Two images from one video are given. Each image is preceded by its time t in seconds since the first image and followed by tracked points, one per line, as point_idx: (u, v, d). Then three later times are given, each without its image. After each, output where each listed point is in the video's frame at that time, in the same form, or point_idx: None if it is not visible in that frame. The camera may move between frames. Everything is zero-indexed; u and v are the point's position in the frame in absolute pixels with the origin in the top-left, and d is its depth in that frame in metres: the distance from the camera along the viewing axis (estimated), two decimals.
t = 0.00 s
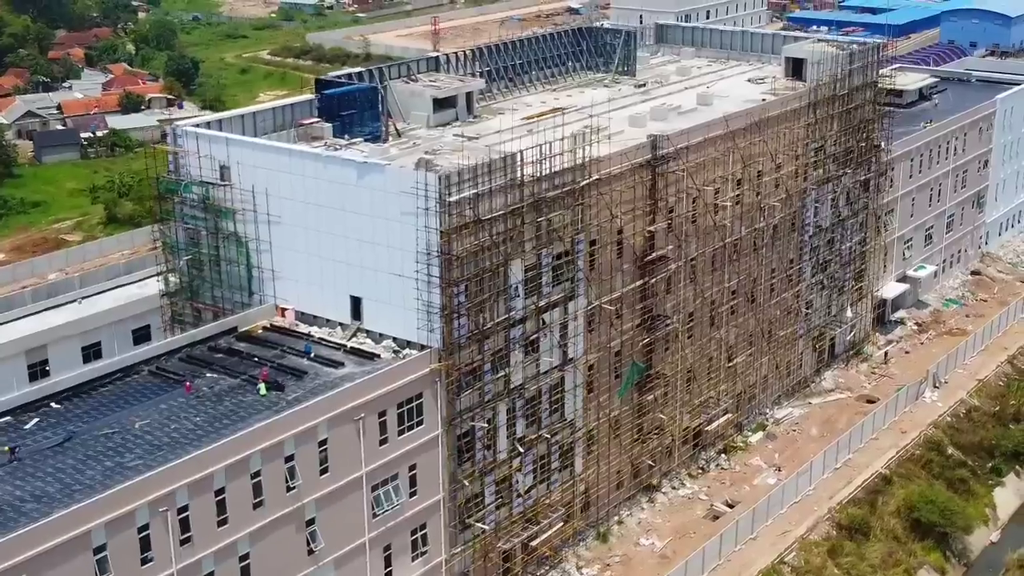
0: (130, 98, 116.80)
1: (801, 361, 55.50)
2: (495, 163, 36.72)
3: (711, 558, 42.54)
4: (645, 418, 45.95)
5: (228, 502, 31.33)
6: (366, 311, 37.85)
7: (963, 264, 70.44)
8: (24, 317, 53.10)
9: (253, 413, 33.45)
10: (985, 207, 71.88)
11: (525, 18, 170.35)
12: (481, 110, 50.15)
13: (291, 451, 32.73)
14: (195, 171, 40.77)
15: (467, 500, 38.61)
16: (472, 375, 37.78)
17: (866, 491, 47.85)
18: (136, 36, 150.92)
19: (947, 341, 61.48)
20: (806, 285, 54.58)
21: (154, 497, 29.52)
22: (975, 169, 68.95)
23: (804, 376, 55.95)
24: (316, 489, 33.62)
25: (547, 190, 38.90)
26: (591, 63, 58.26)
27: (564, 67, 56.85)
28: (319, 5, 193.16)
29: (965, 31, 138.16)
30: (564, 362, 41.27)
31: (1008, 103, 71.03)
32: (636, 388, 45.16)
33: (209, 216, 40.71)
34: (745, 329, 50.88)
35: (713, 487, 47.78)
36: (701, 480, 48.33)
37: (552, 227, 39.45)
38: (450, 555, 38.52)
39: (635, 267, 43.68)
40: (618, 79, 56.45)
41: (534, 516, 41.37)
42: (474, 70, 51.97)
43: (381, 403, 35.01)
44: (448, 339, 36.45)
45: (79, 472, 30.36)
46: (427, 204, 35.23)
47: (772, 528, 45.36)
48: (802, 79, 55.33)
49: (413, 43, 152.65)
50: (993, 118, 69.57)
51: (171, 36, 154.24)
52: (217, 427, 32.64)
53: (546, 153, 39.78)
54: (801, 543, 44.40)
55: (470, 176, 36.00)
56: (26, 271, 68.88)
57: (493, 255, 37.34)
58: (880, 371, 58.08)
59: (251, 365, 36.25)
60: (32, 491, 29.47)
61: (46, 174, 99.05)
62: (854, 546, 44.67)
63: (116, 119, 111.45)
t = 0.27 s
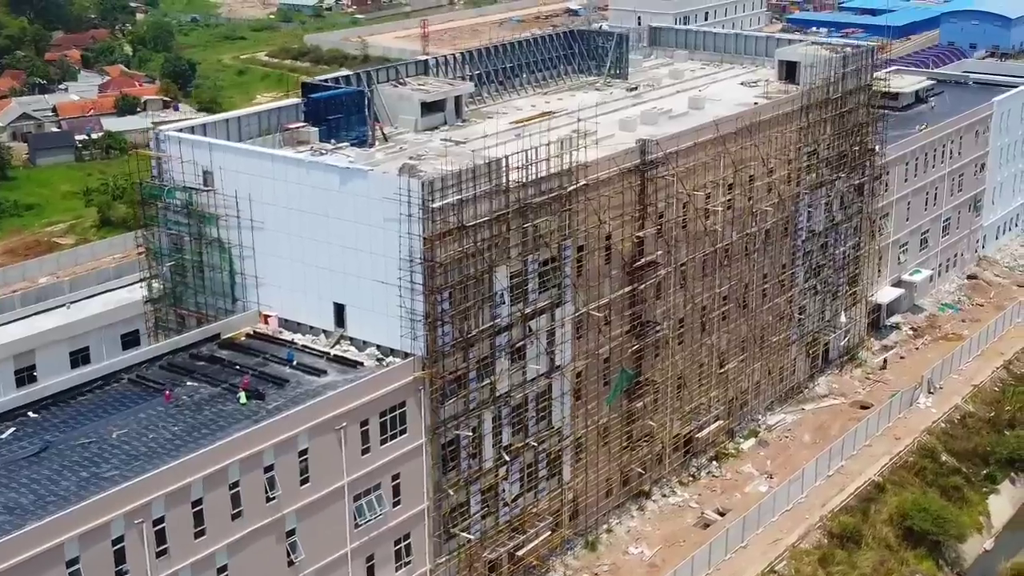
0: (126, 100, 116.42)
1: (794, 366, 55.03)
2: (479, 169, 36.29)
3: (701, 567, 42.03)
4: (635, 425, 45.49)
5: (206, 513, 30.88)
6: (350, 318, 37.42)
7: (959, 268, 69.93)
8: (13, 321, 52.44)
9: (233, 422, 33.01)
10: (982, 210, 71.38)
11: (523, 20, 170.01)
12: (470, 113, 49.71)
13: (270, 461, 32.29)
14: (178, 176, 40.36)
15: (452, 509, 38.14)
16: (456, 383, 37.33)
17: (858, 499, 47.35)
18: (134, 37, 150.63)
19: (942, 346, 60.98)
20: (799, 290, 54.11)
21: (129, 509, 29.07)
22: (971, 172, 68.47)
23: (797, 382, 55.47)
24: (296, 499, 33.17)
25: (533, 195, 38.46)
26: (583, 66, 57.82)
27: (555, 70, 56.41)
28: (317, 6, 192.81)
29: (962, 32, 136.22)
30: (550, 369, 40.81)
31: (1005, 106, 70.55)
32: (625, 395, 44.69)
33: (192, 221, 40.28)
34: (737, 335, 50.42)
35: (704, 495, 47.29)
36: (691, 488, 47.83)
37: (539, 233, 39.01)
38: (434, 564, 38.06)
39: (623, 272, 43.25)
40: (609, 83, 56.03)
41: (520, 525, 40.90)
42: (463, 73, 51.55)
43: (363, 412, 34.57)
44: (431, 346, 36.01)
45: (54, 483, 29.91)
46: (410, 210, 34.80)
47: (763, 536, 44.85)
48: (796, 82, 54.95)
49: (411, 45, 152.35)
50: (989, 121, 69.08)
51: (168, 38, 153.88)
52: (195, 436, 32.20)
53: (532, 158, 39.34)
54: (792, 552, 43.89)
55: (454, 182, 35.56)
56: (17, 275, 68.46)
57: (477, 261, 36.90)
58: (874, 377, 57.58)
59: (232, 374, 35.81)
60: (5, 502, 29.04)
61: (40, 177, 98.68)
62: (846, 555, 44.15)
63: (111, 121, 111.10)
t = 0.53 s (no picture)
0: (121, 101, 116.02)
1: (786, 371, 54.56)
2: (462, 174, 35.91)
3: None
4: (623, 432, 45.05)
5: (181, 523, 30.47)
6: (332, 325, 37.00)
7: (955, 271, 69.47)
8: None
9: (210, 431, 32.60)
10: (978, 214, 70.92)
11: (522, 21, 169.63)
12: (458, 117, 49.28)
13: (248, 470, 31.88)
14: (160, 181, 39.97)
15: (435, 517, 37.71)
16: (439, 391, 36.90)
17: (849, 506, 46.87)
18: (131, 39, 150.41)
19: (936, 351, 60.51)
20: (790, 295, 53.66)
21: (102, 520, 28.66)
22: (966, 175, 68.02)
23: (789, 388, 55.01)
24: (275, 509, 32.77)
25: (517, 201, 38.05)
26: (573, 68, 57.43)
27: (545, 73, 56.00)
28: (316, 6, 192.43)
29: (964, 32, 136.32)
30: (536, 376, 40.39)
31: (1000, 108, 70.10)
32: (612, 401, 44.24)
33: (173, 226, 39.88)
34: (727, 340, 49.97)
35: (693, 502, 46.83)
36: (680, 495, 47.39)
37: (523, 238, 38.60)
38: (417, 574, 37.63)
39: (610, 278, 42.82)
40: (600, 85, 55.59)
41: (505, 533, 40.46)
42: (451, 76, 51.15)
43: (342, 420, 34.16)
44: (413, 354, 35.57)
45: (26, 493, 29.51)
46: (391, 216, 34.37)
47: (752, 544, 44.40)
48: (787, 86, 54.57)
49: (409, 46, 152.04)
50: (985, 123, 68.63)
51: (165, 39, 153.60)
52: (172, 445, 31.78)
53: (517, 163, 38.93)
54: (781, 560, 43.41)
55: (435, 188, 35.16)
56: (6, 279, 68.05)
57: (460, 268, 36.48)
58: (867, 382, 57.11)
59: (212, 381, 35.40)
60: None
61: (34, 179, 98.36)
62: (835, 563, 43.67)
63: (106, 122, 110.78)
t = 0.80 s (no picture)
0: (115, 103, 115.65)
1: (776, 376, 54.14)
2: (443, 179, 35.51)
3: None
4: (609, 438, 44.64)
5: (155, 533, 30.08)
6: (311, 331, 36.62)
7: (949, 275, 69.03)
8: None
9: (185, 439, 32.21)
10: (972, 217, 70.48)
11: (519, 22, 169.31)
12: (444, 120, 48.91)
13: (223, 479, 31.49)
14: (139, 185, 39.59)
15: (416, 526, 37.31)
16: (419, 398, 36.50)
17: (838, 513, 46.44)
18: (127, 40, 150.14)
19: (929, 355, 60.08)
20: (781, 300, 53.23)
21: (72, 531, 28.27)
22: (960, 178, 67.58)
23: (780, 393, 54.58)
24: (251, 518, 32.38)
25: (499, 206, 37.65)
26: (563, 71, 57.02)
27: (534, 76, 55.59)
28: (314, 7, 192.13)
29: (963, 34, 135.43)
30: (519, 382, 39.99)
31: (995, 111, 69.65)
32: (598, 407, 43.82)
33: (153, 231, 39.50)
34: (716, 345, 49.56)
35: (680, 509, 46.42)
36: (668, 501, 46.98)
37: (506, 244, 38.20)
38: None
39: (595, 283, 42.42)
40: (589, 88, 55.15)
41: (489, 541, 40.06)
42: (438, 79, 50.78)
43: (320, 428, 33.77)
44: (393, 361, 35.18)
45: None
46: (370, 221, 33.99)
47: (739, 552, 43.99)
48: (778, 88, 54.18)
49: (406, 47, 151.70)
50: (979, 126, 68.19)
51: (162, 40, 153.28)
52: (146, 454, 31.40)
53: (499, 167, 38.54)
54: (768, 567, 42.99)
55: (415, 193, 34.77)
56: None
57: (440, 274, 36.09)
58: (858, 387, 56.67)
59: (189, 389, 35.02)
60: None
61: (27, 181, 98.05)
62: (823, 571, 43.24)
63: (100, 124, 110.45)
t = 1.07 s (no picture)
0: (109, 104, 115.30)
1: (765, 381, 53.74)
2: (421, 183, 35.15)
3: None
4: (594, 444, 44.26)
5: (126, 542, 29.73)
6: (290, 337, 36.25)
7: (942, 278, 68.62)
8: None
9: (159, 447, 31.85)
10: (965, 220, 70.07)
11: (517, 23, 168.95)
12: (429, 123, 48.57)
13: (196, 488, 31.14)
14: (118, 190, 39.24)
15: (396, 534, 36.93)
16: (399, 405, 36.12)
17: (825, 520, 46.03)
18: (123, 41, 149.86)
19: (920, 359, 59.68)
20: (770, 304, 52.83)
21: (40, 541, 27.91)
22: (953, 181, 67.17)
23: (769, 398, 54.18)
24: (225, 527, 32.03)
25: (480, 210, 37.27)
26: (551, 74, 56.68)
27: (521, 79, 55.26)
28: (311, 8, 191.82)
29: (961, 36, 135.35)
30: (501, 388, 39.61)
31: (988, 113, 69.21)
32: (582, 413, 43.43)
33: (132, 236, 39.15)
34: (703, 350, 49.17)
35: (666, 515, 46.02)
36: (654, 508, 46.58)
37: (487, 249, 37.81)
38: None
39: (579, 288, 42.05)
40: (577, 91, 54.79)
41: (470, 549, 39.68)
42: (424, 81, 50.42)
43: (297, 436, 33.41)
44: (371, 367, 34.80)
45: None
46: (347, 227, 33.63)
47: (725, 558, 43.56)
48: (769, 91, 53.57)
49: (402, 48, 151.38)
50: (972, 129, 67.75)
51: (159, 41, 152.97)
52: (118, 462, 31.04)
53: (480, 172, 38.16)
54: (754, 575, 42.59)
55: (394, 198, 34.41)
56: None
57: (420, 279, 35.73)
58: (849, 392, 56.27)
59: (165, 396, 34.65)
60: None
61: (20, 183, 97.76)
62: None
63: (93, 125, 110.18)
